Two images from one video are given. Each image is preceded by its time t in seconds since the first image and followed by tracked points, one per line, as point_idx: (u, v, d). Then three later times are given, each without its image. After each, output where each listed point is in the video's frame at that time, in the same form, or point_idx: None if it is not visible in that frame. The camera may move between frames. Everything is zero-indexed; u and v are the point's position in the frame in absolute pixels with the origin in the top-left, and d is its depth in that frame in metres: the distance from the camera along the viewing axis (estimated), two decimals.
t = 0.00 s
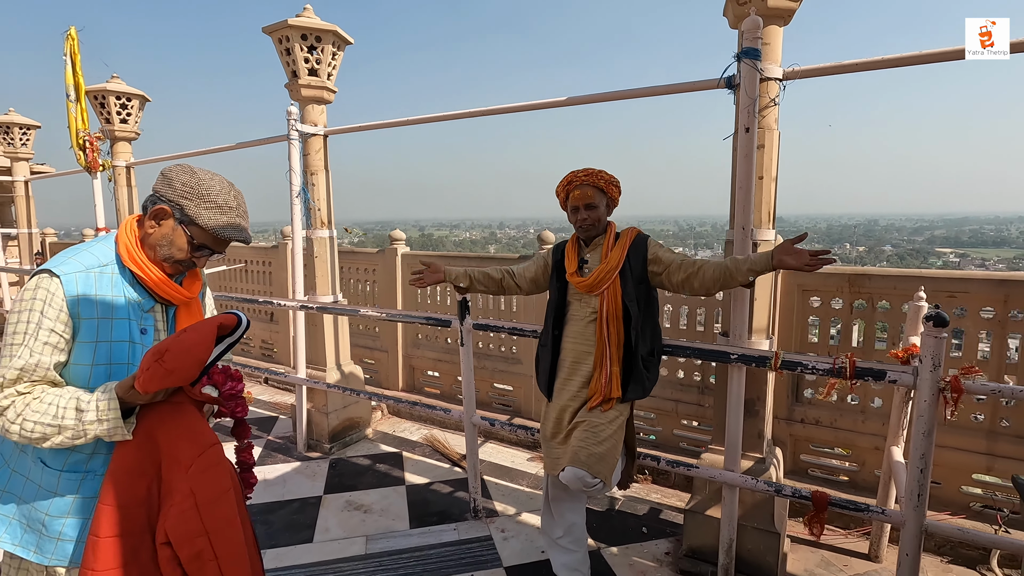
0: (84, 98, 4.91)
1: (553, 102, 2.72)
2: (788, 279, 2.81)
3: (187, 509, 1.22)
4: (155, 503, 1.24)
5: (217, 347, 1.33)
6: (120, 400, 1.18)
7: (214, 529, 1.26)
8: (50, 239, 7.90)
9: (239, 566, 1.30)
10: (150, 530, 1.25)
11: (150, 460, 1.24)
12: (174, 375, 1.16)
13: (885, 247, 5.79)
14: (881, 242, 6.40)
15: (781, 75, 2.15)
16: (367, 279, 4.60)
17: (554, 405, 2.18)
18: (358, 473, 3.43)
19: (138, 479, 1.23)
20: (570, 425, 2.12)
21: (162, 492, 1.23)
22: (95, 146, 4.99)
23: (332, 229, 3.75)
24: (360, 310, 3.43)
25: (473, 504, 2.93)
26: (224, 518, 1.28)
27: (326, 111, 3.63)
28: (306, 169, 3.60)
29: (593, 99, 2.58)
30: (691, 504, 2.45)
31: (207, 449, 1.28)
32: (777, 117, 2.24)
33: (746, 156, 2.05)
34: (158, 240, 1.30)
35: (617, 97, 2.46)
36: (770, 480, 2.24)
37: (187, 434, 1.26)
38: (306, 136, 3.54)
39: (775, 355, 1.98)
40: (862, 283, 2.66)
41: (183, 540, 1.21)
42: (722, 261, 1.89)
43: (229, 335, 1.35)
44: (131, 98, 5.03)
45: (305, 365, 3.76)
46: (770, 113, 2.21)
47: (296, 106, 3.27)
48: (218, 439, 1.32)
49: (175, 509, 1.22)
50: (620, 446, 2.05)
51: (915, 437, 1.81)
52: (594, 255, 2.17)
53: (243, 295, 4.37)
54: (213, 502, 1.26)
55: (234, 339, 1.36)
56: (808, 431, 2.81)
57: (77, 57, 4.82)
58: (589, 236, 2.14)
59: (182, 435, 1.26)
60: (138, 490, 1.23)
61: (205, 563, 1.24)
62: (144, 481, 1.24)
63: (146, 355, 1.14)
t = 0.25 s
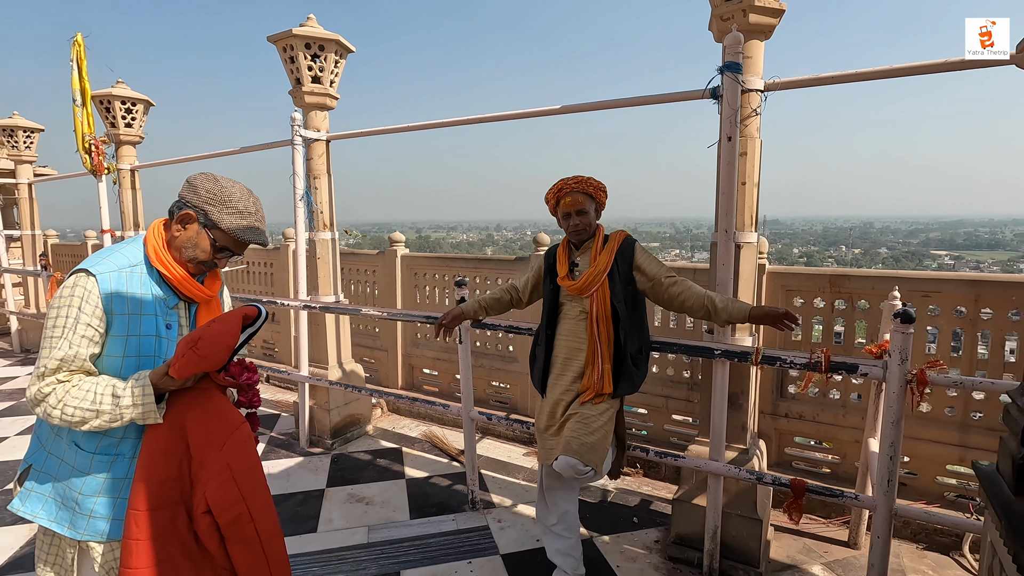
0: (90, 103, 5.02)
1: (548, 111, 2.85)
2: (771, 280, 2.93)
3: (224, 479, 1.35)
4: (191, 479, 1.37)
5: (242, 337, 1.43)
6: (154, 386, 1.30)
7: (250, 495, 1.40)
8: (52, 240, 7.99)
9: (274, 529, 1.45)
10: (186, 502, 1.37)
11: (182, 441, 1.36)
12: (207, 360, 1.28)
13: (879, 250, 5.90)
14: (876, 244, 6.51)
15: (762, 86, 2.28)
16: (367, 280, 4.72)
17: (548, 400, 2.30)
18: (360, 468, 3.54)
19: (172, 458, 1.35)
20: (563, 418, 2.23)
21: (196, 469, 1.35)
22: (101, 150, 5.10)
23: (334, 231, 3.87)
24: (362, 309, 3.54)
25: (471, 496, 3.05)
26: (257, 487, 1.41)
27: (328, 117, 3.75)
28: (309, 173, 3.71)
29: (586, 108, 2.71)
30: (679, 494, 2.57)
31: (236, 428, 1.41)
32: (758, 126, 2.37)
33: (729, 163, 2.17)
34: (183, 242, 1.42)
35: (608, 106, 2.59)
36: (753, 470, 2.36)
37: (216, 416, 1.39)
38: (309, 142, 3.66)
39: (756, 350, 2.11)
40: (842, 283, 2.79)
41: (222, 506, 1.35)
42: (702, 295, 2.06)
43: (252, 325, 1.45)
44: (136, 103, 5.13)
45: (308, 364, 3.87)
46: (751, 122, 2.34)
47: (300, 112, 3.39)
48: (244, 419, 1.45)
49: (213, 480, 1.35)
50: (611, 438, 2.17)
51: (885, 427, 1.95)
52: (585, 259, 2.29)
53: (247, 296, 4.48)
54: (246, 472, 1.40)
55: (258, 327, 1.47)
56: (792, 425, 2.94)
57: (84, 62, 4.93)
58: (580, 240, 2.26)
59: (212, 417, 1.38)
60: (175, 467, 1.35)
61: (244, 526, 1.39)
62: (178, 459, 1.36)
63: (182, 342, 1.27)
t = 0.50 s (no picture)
0: (95, 106, 5.11)
1: (544, 115, 2.97)
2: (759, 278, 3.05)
3: (240, 469, 1.46)
4: (211, 467, 1.47)
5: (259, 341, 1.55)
6: (177, 375, 1.39)
7: (263, 486, 1.49)
8: (54, 241, 8.07)
9: (284, 520, 1.54)
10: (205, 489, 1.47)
11: (204, 431, 1.46)
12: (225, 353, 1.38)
13: (873, 251, 6.01)
14: (869, 245, 6.64)
15: (748, 94, 2.40)
16: (368, 279, 4.82)
17: (546, 393, 2.41)
18: (362, 461, 3.65)
19: (195, 447, 1.45)
20: (560, 410, 2.34)
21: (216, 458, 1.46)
22: (106, 152, 5.19)
23: (337, 232, 3.98)
24: (364, 307, 3.65)
25: (471, 487, 3.16)
26: (270, 479, 1.51)
27: (331, 121, 3.86)
28: (313, 175, 3.82)
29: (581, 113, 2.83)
30: (671, 482, 2.69)
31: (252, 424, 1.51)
32: (745, 131, 2.49)
33: (716, 166, 2.29)
34: (207, 239, 1.53)
35: (602, 111, 2.70)
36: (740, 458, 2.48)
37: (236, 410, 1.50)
38: (313, 144, 3.76)
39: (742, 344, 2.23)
40: (827, 281, 2.92)
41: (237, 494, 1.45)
42: (687, 306, 2.25)
43: (269, 329, 1.58)
44: (140, 105, 5.23)
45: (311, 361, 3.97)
46: (738, 127, 2.46)
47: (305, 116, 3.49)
48: (261, 415, 1.55)
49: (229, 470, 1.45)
50: (605, 428, 2.29)
51: (863, 415, 2.08)
52: (580, 259, 2.40)
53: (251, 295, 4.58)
54: (260, 465, 1.50)
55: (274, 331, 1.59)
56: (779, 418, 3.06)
57: (89, 66, 5.02)
58: (576, 241, 2.36)
59: (231, 411, 1.49)
60: (197, 456, 1.46)
61: (255, 515, 1.48)
62: (199, 448, 1.46)
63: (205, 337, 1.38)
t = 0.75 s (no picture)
0: (99, 109, 5.17)
1: (544, 120, 3.05)
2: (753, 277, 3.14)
3: (265, 465, 1.53)
4: (240, 461, 1.55)
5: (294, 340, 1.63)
6: (208, 371, 1.46)
7: (285, 482, 1.55)
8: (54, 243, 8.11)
9: (306, 515, 1.60)
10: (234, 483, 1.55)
11: (233, 427, 1.54)
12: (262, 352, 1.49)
13: (869, 252, 6.10)
14: (864, 246, 6.74)
15: (741, 99, 2.50)
16: (370, 280, 4.90)
17: (548, 388, 2.49)
18: (365, 458, 3.72)
19: (224, 441, 1.53)
20: (562, 405, 2.42)
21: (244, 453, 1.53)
22: (109, 154, 5.25)
23: (340, 233, 4.05)
24: (367, 307, 3.73)
25: (473, 482, 3.23)
26: (293, 474, 1.57)
27: (334, 124, 3.94)
28: (317, 178, 3.89)
29: (580, 118, 2.91)
30: (668, 475, 2.77)
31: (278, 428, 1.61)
32: (738, 136, 2.58)
33: (711, 169, 2.38)
34: (228, 240, 1.61)
35: (600, 116, 2.79)
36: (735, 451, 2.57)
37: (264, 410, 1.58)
38: (317, 147, 3.84)
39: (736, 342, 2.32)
40: (818, 280, 3.01)
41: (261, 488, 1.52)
42: (682, 308, 2.34)
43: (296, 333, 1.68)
44: (143, 109, 5.29)
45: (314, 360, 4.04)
46: (731, 132, 2.55)
47: (309, 120, 3.57)
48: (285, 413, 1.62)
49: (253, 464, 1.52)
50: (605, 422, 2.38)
51: (851, 408, 2.18)
52: (581, 260, 2.48)
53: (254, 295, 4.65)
54: (283, 461, 1.56)
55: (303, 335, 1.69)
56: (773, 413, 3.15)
57: (93, 70, 5.08)
58: (577, 242, 2.44)
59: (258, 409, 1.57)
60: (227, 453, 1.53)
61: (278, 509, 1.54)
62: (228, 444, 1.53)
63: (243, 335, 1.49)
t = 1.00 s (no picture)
0: (107, 113, 5.24)
1: (549, 126, 3.15)
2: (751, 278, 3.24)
3: (305, 446, 1.60)
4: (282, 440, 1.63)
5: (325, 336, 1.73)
6: (255, 358, 1.58)
7: (325, 461, 1.62)
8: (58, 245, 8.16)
9: (342, 500, 1.65)
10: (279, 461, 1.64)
11: (275, 407, 1.63)
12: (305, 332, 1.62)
13: (866, 254, 6.20)
14: (861, 247, 6.84)
15: (740, 107, 2.59)
16: (375, 281, 4.98)
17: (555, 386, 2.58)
18: (373, 456, 3.80)
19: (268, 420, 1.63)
20: (569, 403, 2.51)
21: (283, 435, 1.62)
22: (117, 158, 5.32)
23: (347, 236, 4.13)
24: (375, 308, 3.81)
25: (480, 479, 3.32)
26: (332, 453, 1.63)
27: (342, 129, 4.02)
28: (325, 182, 3.98)
29: (584, 124, 3.01)
30: (671, 470, 2.86)
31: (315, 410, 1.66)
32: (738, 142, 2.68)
33: (712, 174, 2.48)
34: (256, 242, 1.72)
35: (604, 122, 2.88)
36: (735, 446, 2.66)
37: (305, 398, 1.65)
38: (325, 152, 3.92)
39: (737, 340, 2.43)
40: (815, 281, 3.11)
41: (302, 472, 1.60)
42: (689, 307, 2.45)
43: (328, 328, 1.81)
44: (150, 113, 5.36)
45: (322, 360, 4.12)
46: (731, 139, 2.65)
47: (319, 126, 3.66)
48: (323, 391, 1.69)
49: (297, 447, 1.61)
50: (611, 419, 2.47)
51: (847, 403, 2.27)
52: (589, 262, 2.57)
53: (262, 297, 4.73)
54: (322, 439, 1.63)
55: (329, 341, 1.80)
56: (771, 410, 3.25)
57: (101, 75, 5.15)
58: (585, 245, 2.53)
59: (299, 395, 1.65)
60: (270, 437, 1.63)
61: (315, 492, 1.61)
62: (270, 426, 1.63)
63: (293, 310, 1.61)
